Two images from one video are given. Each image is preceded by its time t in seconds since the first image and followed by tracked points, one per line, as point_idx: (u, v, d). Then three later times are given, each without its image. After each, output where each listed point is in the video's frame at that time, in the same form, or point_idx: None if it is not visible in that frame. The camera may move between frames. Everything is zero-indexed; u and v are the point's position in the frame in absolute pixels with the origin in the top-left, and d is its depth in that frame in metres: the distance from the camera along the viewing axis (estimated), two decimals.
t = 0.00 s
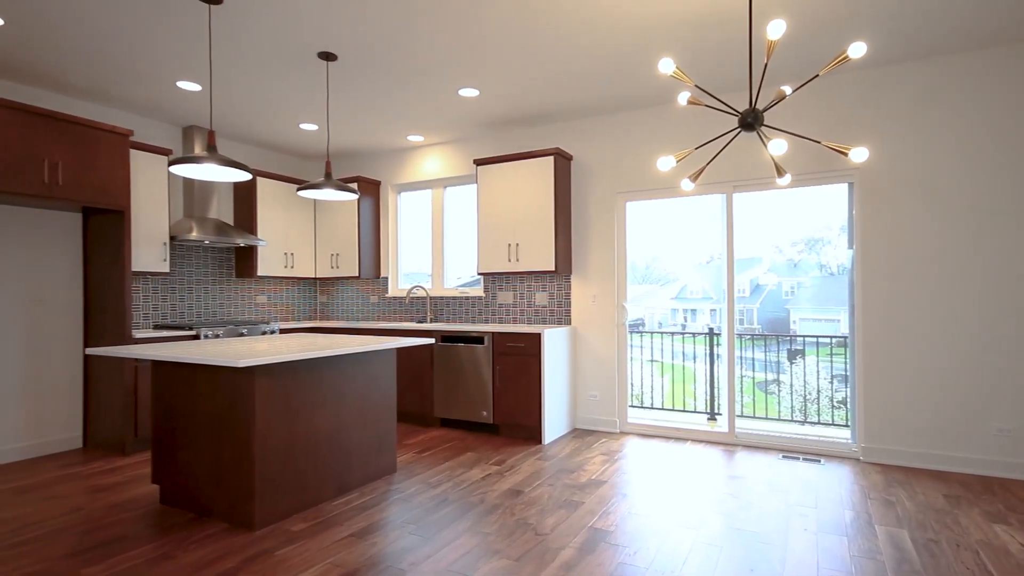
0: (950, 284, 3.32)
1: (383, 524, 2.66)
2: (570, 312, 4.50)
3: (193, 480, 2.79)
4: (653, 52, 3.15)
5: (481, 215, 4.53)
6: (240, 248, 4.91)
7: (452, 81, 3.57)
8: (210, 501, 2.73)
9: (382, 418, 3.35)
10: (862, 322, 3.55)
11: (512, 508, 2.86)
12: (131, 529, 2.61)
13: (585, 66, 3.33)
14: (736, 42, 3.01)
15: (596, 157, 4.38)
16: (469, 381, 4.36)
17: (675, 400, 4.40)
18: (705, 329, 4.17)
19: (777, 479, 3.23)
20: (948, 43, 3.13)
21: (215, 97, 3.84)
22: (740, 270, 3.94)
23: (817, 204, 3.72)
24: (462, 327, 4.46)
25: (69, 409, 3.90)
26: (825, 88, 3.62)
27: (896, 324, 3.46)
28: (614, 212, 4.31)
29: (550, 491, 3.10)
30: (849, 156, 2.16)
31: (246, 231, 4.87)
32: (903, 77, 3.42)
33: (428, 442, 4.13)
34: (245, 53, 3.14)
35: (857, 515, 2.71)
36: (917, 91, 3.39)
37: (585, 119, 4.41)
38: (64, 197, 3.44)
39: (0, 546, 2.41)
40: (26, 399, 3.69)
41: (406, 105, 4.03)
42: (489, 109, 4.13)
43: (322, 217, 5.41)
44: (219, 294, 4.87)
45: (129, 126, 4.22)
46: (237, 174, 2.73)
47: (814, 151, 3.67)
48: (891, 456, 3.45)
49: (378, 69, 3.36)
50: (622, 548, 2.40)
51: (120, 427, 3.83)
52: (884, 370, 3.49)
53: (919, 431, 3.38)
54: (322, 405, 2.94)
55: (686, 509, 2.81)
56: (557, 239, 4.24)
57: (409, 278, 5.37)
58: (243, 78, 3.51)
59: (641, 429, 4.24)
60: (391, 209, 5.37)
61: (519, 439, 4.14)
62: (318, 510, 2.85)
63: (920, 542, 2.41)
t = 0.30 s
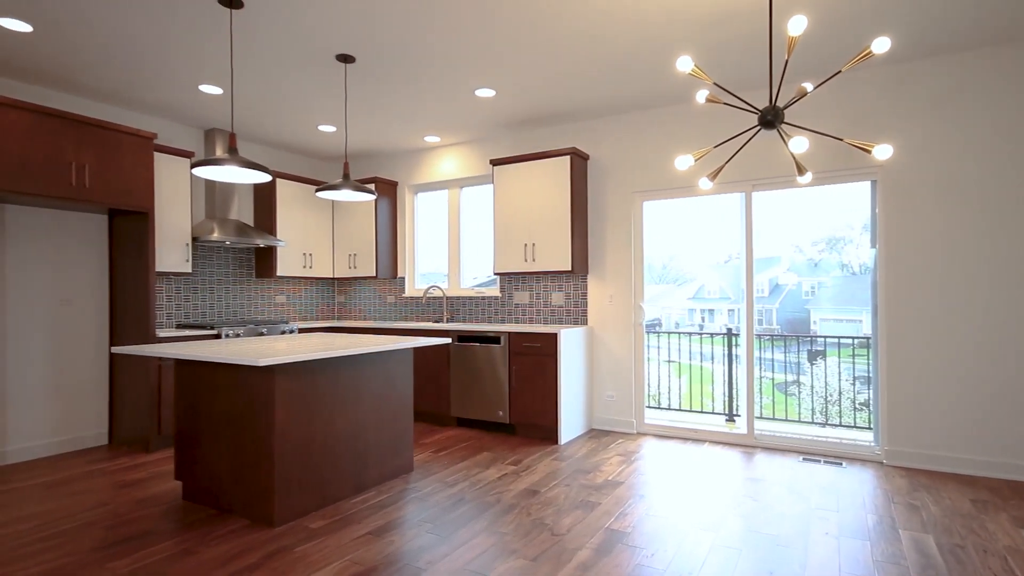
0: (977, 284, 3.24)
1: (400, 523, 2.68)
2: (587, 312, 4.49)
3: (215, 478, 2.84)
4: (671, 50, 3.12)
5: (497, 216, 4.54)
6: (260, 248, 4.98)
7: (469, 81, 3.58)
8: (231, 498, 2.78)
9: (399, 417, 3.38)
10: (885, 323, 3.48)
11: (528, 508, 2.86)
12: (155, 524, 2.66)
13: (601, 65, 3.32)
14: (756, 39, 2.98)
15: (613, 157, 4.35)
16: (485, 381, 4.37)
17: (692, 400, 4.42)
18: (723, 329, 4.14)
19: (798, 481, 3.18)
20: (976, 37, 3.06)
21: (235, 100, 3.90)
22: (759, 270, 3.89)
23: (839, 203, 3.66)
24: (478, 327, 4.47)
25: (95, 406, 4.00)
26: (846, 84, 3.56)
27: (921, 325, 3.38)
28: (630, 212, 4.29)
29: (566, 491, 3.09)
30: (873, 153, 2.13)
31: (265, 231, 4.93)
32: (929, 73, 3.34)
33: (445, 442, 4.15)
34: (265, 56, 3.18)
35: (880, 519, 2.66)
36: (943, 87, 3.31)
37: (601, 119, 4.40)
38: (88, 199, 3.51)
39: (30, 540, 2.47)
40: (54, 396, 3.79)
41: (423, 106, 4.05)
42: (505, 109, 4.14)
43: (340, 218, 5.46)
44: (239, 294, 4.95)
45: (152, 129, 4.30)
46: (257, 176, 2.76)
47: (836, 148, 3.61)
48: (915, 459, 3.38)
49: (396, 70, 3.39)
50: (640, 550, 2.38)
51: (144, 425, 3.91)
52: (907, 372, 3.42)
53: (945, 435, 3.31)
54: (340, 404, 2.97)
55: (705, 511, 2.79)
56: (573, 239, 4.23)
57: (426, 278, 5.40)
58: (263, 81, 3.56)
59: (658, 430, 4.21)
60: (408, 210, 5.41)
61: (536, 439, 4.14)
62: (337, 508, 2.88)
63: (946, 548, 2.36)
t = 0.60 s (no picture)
0: (1003, 284, 3.16)
1: (415, 522, 2.69)
2: (602, 312, 4.46)
3: (234, 475, 2.88)
4: (688, 48, 3.10)
5: (512, 216, 4.54)
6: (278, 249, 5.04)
7: (484, 82, 3.59)
8: (250, 495, 2.82)
9: (414, 416, 3.39)
10: (908, 323, 3.41)
11: (543, 508, 2.85)
12: (176, 520, 2.71)
13: (616, 64, 3.30)
14: (775, 35, 2.94)
15: (629, 156, 4.33)
16: (500, 381, 4.37)
17: (708, 402, 4.35)
18: (740, 330, 4.09)
19: (817, 484, 3.14)
20: (1003, 31, 2.98)
21: (254, 102, 3.95)
22: (777, 269, 3.85)
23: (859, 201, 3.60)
24: (493, 327, 4.48)
25: (117, 404, 4.08)
26: (867, 81, 3.50)
27: (945, 326, 3.31)
28: (646, 211, 4.26)
29: (581, 492, 3.08)
30: (895, 151, 2.09)
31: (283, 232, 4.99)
32: (953, 68, 3.27)
33: (460, 441, 4.16)
34: (283, 58, 3.21)
35: (901, 523, 2.61)
36: (968, 82, 3.23)
37: (617, 118, 4.38)
38: (111, 201, 3.59)
39: (55, 534, 2.53)
40: (79, 394, 3.87)
41: (438, 107, 4.06)
42: (520, 109, 4.14)
43: (356, 219, 5.51)
44: (258, 294, 5.01)
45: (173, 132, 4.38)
46: (275, 177, 2.80)
47: (856, 146, 3.55)
48: (940, 463, 3.30)
49: (411, 71, 3.40)
50: (656, 552, 2.37)
51: (165, 422, 3.98)
52: (931, 373, 3.35)
53: (971, 438, 3.23)
54: (356, 403, 3.00)
55: (722, 513, 2.76)
56: (588, 239, 4.21)
57: (441, 278, 5.42)
58: (281, 83, 3.60)
59: (674, 431, 4.18)
60: (423, 210, 5.43)
61: (551, 440, 4.14)
62: (354, 506, 2.91)
63: (970, 553, 2.31)
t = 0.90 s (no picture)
0: None
1: (429, 521, 2.70)
2: (616, 312, 4.44)
3: (251, 473, 2.92)
4: (704, 46, 3.07)
5: (526, 215, 4.54)
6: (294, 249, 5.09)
7: (497, 82, 3.59)
8: (267, 492, 2.85)
9: (429, 416, 3.41)
10: (930, 324, 3.35)
11: (557, 509, 2.85)
12: (195, 517, 2.75)
13: (631, 63, 3.28)
14: (793, 32, 2.90)
15: (643, 155, 4.30)
16: (514, 381, 4.38)
17: (723, 402, 4.33)
18: (756, 330, 4.05)
19: (836, 487, 3.09)
20: None
21: (271, 104, 4.00)
22: (794, 269, 3.80)
23: (879, 199, 3.54)
24: (506, 327, 4.48)
25: (137, 402, 4.15)
26: (888, 78, 3.44)
27: (968, 326, 3.24)
28: (661, 211, 4.23)
29: (595, 493, 3.07)
30: (916, 148, 2.05)
31: (299, 232, 5.03)
32: (977, 63, 3.20)
33: (474, 441, 4.16)
34: (299, 60, 3.24)
35: (923, 528, 2.56)
36: (993, 77, 3.16)
37: (631, 117, 4.35)
38: (133, 203, 3.65)
39: (78, 529, 2.58)
40: (101, 392, 3.95)
41: (452, 107, 4.07)
42: (534, 109, 4.14)
43: (370, 219, 5.55)
44: (274, 294, 5.07)
45: (192, 134, 4.44)
46: (292, 178, 2.82)
47: (876, 144, 3.49)
48: (963, 466, 3.24)
49: (425, 72, 3.41)
50: (671, 553, 2.35)
51: (184, 421, 4.04)
52: (953, 375, 3.28)
53: (995, 441, 3.16)
54: (371, 402, 3.02)
55: (738, 515, 2.74)
56: (602, 239, 4.20)
57: (455, 278, 5.44)
58: (297, 85, 3.63)
59: (689, 432, 4.14)
60: (437, 210, 5.45)
61: (565, 440, 4.13)
62: (369, 505, 2.93)
63: (995, 559, 2.26)
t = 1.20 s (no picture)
0: None
1: (444, 520, 2.71)
2: (631, 313, 4.42)
3: (269, 471, 2.95)
4: (720, 44, 3.04)
5: (540, 215, 4.53)
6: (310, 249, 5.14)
7: (512, 81, 3.59)
8: (284, 490, 2.88)
9: (443, 415, 3.42)
10: (953, 324, 3.28)
11: (572, 509, 2.84)
12: (214, 514, 2.79)
13: (646, 61, 3.26)
14: (811, 28, 2.86)
15: (658, 154, 4.28)
16: (528, 381, 4.37)
17: (740, 403, 4.30)
18: (773, 330, 4.00)
19: (855, 490, 3.04)
20: None
21: (288, 106, 4.04)
22: (813, 268, 3.75)
23: (900, 198, 3.48)
24: (521, 326, 4.48)
25: (158, 400, 4.22)
26: (909, 74, 3.38)
27: (992, 326, 3.17)
28: (676, 210, 4.20)
29: (610, 493, 3.06)
30: (939, 145, 2.01)
31: (315, 233, 5.08)
32: (1003, 57, 3.12)
33: (488, 441, 4.16)
34: (315, 62, 3.27)
35: (946, 532, 2.51)
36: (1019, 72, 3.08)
37: (647, 116, 4.32)
38: (154, 205, 3.72)
39: (102, 525, 2.63)
40: (123, 390, 4.03)
41: (467, 108, 4.08)
42: (548, 108, 4.13)
43: (386, 219, 5.59)
44: (291, 294, 5.12)
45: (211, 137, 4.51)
46: (308, 179, 2.85)
47: (898, 141, 3.43)
48: (987, 470, 3.16)
49: (440, 73, 3.43)
50: (687, 555, 2.33)
51: (203, 419, 4.11)
52: (977, 376, 3.21)
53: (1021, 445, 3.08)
54: (387, 401, 3.04)
55: (755, 517, 2.71)
56: (617, 238, 4.18)
57: (469, 278, 5.46)
58: (314, 87, 3.67)
59: (705, 433, 4.11)
60: (452, 210, 5.47)
61: (579, 440, 4.12)
62: (384, 503, 2.94)
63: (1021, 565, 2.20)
